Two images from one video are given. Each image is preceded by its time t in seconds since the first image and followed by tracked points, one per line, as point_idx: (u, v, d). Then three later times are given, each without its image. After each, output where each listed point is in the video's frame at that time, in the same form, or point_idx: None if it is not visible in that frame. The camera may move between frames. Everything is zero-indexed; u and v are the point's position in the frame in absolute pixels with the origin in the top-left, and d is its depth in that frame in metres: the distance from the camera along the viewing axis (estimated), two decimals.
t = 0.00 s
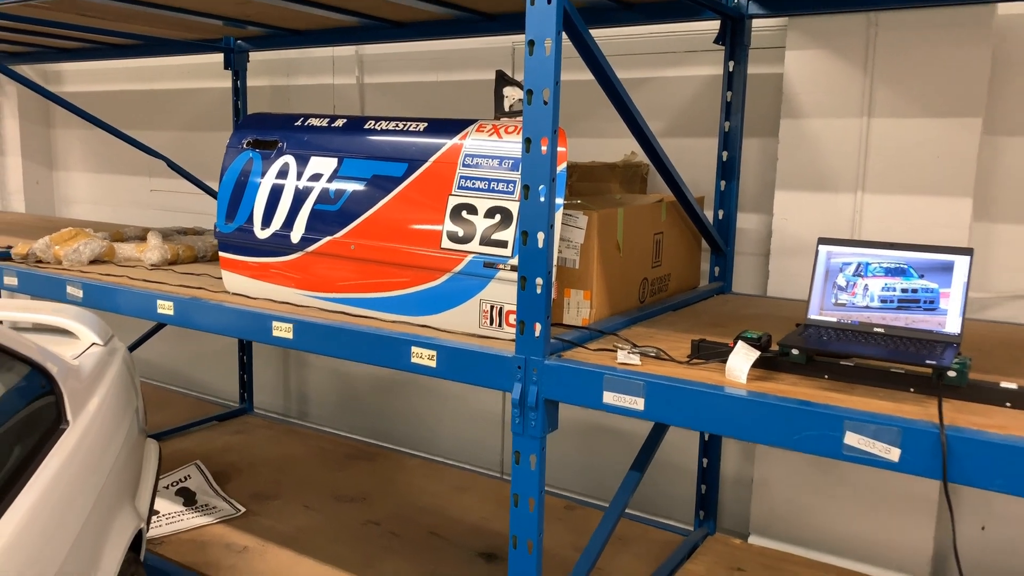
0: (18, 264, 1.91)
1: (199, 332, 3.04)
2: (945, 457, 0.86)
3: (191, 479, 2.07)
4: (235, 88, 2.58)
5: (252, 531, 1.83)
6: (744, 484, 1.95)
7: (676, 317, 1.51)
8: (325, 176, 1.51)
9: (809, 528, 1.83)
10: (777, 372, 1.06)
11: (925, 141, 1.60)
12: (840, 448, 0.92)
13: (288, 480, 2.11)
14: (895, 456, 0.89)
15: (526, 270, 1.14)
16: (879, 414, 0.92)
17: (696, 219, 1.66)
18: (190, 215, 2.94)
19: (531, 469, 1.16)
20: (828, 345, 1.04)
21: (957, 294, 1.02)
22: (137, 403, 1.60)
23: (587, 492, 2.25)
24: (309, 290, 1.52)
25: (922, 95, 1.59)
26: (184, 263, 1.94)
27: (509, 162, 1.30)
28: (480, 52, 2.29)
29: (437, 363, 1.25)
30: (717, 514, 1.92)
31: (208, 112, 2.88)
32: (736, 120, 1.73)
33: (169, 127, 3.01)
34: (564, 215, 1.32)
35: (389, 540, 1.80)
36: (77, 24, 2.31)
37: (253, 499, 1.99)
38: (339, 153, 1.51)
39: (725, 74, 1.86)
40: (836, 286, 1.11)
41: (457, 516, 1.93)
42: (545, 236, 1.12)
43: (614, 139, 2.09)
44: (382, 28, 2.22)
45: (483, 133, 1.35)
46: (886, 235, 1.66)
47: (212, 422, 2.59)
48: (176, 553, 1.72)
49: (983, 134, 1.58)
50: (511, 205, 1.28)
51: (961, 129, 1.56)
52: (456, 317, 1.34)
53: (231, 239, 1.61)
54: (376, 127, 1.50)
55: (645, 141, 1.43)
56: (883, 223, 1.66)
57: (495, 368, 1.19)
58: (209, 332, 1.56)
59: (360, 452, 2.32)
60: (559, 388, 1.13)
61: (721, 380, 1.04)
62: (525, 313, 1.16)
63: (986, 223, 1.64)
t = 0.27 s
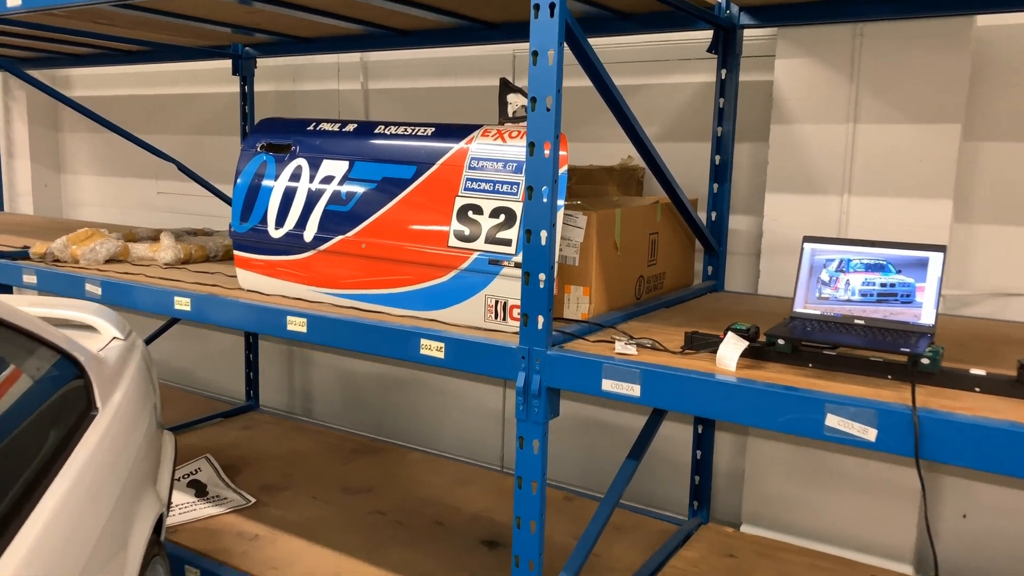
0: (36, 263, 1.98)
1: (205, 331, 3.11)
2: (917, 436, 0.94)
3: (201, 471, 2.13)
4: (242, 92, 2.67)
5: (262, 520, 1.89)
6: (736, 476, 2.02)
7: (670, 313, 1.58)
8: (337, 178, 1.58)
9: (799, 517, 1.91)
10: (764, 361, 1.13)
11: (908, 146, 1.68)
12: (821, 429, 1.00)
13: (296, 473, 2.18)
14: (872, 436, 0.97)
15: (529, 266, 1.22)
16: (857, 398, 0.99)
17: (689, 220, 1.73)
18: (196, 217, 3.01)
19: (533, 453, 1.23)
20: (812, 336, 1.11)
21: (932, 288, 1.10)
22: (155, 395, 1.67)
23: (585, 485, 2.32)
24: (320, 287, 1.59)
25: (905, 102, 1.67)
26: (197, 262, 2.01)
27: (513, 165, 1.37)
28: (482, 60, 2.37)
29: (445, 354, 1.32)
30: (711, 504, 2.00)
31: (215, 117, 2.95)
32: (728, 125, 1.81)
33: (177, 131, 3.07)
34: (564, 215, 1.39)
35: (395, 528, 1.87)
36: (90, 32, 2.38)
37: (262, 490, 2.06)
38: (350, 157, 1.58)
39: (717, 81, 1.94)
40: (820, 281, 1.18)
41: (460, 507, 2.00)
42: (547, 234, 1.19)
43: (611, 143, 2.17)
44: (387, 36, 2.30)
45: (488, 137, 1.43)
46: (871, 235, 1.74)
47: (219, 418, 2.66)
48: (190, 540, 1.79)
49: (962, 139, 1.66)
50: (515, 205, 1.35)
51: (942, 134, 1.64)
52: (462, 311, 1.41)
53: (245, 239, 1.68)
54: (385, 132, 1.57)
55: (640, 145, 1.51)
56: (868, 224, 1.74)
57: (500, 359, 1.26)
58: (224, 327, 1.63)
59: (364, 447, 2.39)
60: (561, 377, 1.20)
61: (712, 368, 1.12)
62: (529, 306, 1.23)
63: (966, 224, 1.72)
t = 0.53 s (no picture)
0: (55, 260, 2.06)
1: (213, 328, 3.18)
2: (892, 414, 1.02)
3: (213, 461, 2.21)
4: (250, 94, 2.75)
5: (274, 506, 1.97)
6: (730, 464, 2.10)
7: (665, 305, 1.66)
8: (348, 177, 1.66)
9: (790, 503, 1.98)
10: (753, 347, 1.21)
11: (892, 145, 1.76)
12: (805, 409, 1.08)
13: (304, 462, 2.25)
14: (851, 414, 1.05)
15: (532, 258, 1.29)
16: (838, 380, 1.07)
17: (684, 217, 1.81)
18: (204, 215, 3.08)
19: (536, 435, 1.30)
20: (797, 323, 1.19)
21: (909, 278, 1.18)
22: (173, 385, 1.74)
23: (584, 474, 2.39)
24: (332, 280, 1.66)
25: (889, 104, 1.75)
26: (209, 258, 2.08)
27: (516, 164, 1.45)
28: (484, 63, 2.44)
29: (453, 344, 1.40)
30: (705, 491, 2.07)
31: (223, 118, 3.02)
32: (721, 126, 1.89)
33: (185, 132, 3.15)
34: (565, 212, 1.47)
35: (401, 514, 1.95)
36: (104, 37, 2.45)
37: (272, 478, 2.13)
38: (360, 156, 1.66)
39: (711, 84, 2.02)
40: (805, 272, 1.26)
41: (463, 493, 2.07)
42: (549, 229, 1.27)
43: (609, 143, 2.24)
44: (392, 40, 2.37)
45: (492, 138, 1.50)
46: (858, 231, 1.82)
47: (227, 412, 2.72)
48: (205, 525, 1.86)
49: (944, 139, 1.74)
50: (518, 202, 1.43)
51: (924, 134, 1.72)
52: (468, 303, 1.49)
53: (259, 235, 1.76)
54: (394, 133, 1.65)
55: (636, 144, 1.58)
56: (855, 220, 1.82)
57: (504, 346, 1.34)
58: (239, 319, 1.70)
59: (370, 438, 2.46)
60: (562, 363, 1.28)
61: (704, 353, 1.19)
62: (531, 296, 1.30)
63: (948, 221, 1.80)
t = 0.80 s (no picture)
0: (72, 256, 2.14)
1: (220, 323, 3.26)
2: (865, 392, 1.09)
3: (223, 450, 2.28)
4: (257, 95, 2.83)
5: (283, 492, 2.05)
6: (722, 451, 2.17)
7: (658, 296, 1.73)
8: (354, 175, 1.73)
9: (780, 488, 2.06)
10: (738, 334, 1.28)
11: (876, 143, 1.83)
12: (785, 389, 1.15)
13: (311, 451, 2.33)
14: (828, 393, 1.12)
15: (530, 251, 1.37)
16: (816, 361, 1.15)
17: (676, 212, 1.88)
18: (211, 213, 3.16)
19: (534, 417, 1.38)
20: (779, 310, 1.26)
21: (885, 268, 1.26)
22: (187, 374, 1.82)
23: (582, 463, 2.47)
24: (339, 274, 1.74)
25: (873, 103, 1.83)
26: (220, 254, 2.15)
27: (515, 162, 1.52)
28: (484, 64, 2.52)
29: (455, 332, 1.48)
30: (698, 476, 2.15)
31: (229, 118, 3.09)
32: (712, 125, 1.96)
33: (192, 132, 3.22)
34: (562, 207, 1.54)
35: (405, 499, 2.02)
36: (115, 40, 2.53)
37: (281, 466, 2.21)
38: (366, 155, 1.73)
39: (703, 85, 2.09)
40: (788, 263, 1.33)
41: (465, 480, 2.15)
42: (546, 222, 1.34)
43: (606, 142, 2.32)
44: (395, 42, 2.45)
45: (492, 137, 1.58)
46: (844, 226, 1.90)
47: (232, 404, 2.79)
48: (217, 509, 1.94)
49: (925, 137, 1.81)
50: (517, 198, 1.50)
51: (906, 132, 1.80)
52: (469, 294, 1.56)
53: (269, 230, 1.83)
54: (398, 132, 1.73)
55: (630, 143, 1.65)
56: (841, 215, 1.90)
57: (504, 334, 1.42)
58: (250, 311, 1.78)
59: (374, 429, 2.54)
60: (558, 348, 1.35)
61: (691, 338, 1.27)
62: (530, 286, 1.38)
63: (931, 216, 1.88)
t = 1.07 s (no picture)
0: (86, 248, 2.22)
1: (228, 316, 3.34)
2: (835, 367, 1.17)
3: (233, 436, 2.37)
4: (263, 93, 2.91)
5: (290, 474, 2.13)
6: (714, 436, 2.25)
7: (650, 284, 1.81)
8: (359, 169, 1.81)
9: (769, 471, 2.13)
10: (721, 316, 1.36)
11: (860, 137, 1.91)
12: (763, 365, 1.23)
13: (317, 437, 2.41)
14: (802, 369, 1.20)
15: (525, 238, 1.45)
16: (791, 340, 1.22)
17: (668, 204, 1.96)
18: (218, 209, 3.24)
19: (529, 395, 1.46)
20: (759, 293, 1.34)
21: (859, 253, 1.33)
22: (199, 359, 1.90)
23: (579, 449, 2.55)
24: (344, 263, 1.82)
25: (856, 99, 1.90)
26: (229, 247, 2.23)
27: (512, 155, 1.60)
28: (483, 63, 2.60)
29: (455, 316, 1.55)
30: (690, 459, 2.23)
31: (236, 116, 3.18)
32: (703, 121, 2.04)
33: (199, 129, 3.31)
34: (556, 198, 1.62)
35: (408, 481, 2.11)
36: (126, 40, 2.61)
37: (288, 451, 2.29)
38: (370, 150, 1.81)
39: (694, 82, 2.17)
40: (769, 249, 1.41)
41: (466, 463, 2.23)
42: (540, 211, 1.42)
43: (601, 138, 2.40)
44: (397, 42, 2.53)
45: (490, 132, 1.66)
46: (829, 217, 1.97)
47: (241, 394, 2.88)
48: (227, 490, 2.02)
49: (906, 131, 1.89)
50: (513, 189, 1.58)
51: (887, 127, 1.87)
52: (468, 281, 1.64)
53: (276, 222, 1.91)
54: (401, 128, 1.80)
55: (621, 137, 1.73)
56: (826, 207, 1.97)
57: (501, 318, 1.50)
58: (260, 299, 1.86)
59: (378, 416, 2.62)
60: (551, 331, 1.43)
61: (676, 320, 1.35)
62: (525, 272, 1.46)
63: (913, 207, 1.95)
